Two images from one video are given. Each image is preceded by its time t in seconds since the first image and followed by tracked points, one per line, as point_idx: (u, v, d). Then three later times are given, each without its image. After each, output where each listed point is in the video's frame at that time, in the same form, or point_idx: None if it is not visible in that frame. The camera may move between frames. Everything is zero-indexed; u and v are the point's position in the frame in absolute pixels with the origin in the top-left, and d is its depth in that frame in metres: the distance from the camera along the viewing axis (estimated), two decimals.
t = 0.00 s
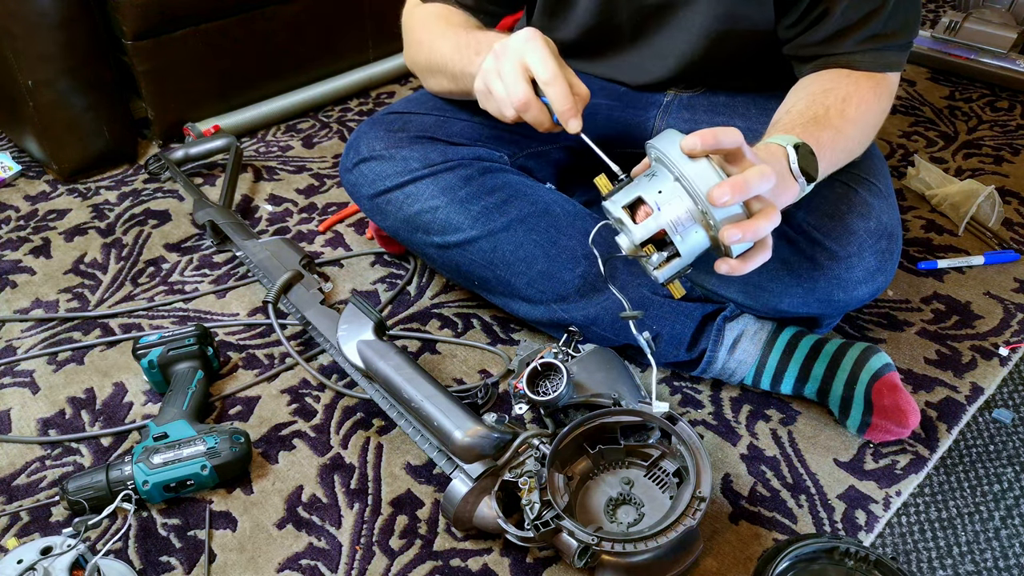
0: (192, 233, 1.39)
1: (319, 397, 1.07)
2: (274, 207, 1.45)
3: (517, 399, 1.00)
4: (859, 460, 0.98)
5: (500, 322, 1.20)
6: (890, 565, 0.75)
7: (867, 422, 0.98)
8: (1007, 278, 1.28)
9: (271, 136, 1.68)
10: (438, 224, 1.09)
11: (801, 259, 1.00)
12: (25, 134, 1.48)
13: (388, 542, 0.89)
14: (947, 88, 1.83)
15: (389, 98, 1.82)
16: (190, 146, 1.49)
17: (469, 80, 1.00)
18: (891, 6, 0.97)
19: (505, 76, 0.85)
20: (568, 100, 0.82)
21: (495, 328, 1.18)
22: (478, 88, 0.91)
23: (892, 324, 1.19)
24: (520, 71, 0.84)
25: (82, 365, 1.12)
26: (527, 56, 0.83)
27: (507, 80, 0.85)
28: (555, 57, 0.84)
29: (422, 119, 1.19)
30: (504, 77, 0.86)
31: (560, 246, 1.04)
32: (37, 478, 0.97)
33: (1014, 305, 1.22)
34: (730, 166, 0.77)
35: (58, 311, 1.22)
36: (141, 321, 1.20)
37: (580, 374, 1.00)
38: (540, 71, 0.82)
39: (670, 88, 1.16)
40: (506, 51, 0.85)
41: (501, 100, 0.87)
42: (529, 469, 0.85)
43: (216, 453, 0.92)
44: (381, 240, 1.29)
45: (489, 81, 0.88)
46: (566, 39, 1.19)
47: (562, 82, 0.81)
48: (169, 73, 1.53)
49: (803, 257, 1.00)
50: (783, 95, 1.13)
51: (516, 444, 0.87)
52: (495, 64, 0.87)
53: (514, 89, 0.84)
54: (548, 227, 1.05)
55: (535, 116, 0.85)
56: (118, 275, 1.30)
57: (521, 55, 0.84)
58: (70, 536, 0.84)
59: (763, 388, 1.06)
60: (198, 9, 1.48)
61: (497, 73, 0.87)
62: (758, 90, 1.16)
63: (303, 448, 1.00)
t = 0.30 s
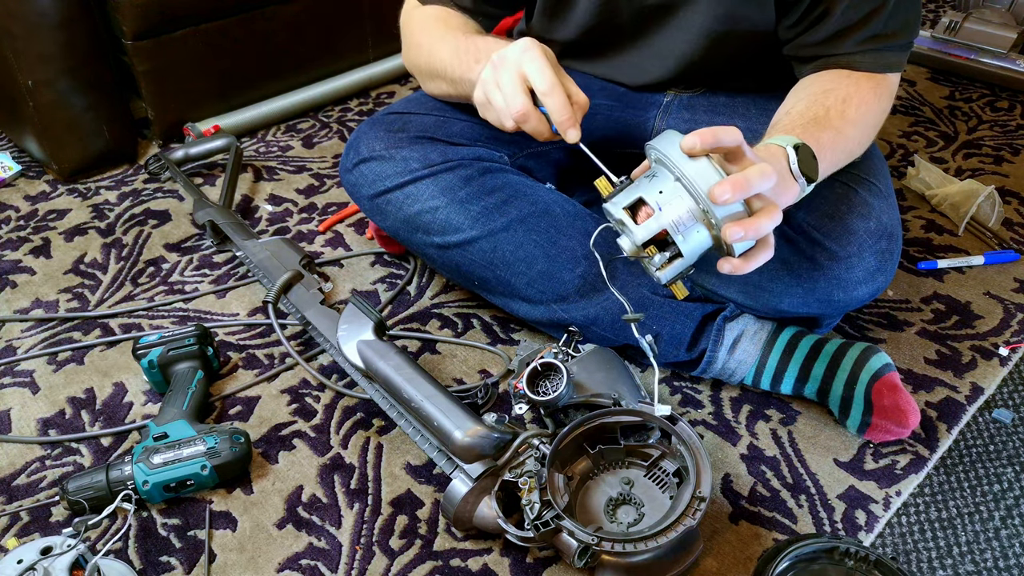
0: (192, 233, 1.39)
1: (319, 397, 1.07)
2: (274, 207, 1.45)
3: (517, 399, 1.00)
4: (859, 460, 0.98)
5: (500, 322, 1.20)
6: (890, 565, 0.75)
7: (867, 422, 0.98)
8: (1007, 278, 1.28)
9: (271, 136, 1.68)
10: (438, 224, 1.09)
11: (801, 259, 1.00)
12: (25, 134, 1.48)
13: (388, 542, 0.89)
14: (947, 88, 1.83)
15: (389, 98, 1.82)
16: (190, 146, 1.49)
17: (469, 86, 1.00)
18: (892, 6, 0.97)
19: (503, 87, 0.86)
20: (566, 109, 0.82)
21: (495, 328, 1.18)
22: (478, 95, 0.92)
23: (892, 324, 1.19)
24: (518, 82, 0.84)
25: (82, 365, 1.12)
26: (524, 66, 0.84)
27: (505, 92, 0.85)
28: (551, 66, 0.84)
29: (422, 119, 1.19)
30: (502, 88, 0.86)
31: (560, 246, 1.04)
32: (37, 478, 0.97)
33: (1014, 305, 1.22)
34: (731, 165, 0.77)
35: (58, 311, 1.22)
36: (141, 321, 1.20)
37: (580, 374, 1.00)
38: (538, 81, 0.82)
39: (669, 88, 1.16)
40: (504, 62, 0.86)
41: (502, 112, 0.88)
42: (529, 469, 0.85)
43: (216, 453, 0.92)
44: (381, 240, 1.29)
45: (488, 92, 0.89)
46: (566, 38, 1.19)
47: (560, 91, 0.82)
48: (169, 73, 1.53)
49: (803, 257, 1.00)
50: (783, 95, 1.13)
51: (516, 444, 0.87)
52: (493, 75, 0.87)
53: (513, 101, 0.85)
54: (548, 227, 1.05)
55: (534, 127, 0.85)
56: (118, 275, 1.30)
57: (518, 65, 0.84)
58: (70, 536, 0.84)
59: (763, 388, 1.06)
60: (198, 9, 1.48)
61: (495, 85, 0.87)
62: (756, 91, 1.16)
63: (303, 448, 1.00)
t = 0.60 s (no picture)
0: (192, 233, 1.39)
1: (319, 397, 1.07)
2: (274, 207, 1.45)
3: (517, 399, 1.00)
4: (859, 460, 0.98)
5: (500, 322, 1.20)
6: (890, 565, 0.75)
7: (867, 422, 0.98)
8: (1007, 278, 1.28)
9: (271, 136, 1.68)
10: (438, 224, 1.09)
11: (801, 259, 1.00)
12: (25, 134, 1.48)
13: (388, 542, 0.89)
14: (947, 88, 1.83)
15: (389, 98, 1.82)
16: (190, 146, 1.49)
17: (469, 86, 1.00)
18: (892, 6, 0.97)
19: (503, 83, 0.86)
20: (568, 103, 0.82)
21: (495, 328, 1.18)
22: (477, 95, 0.92)
23: (892, 324, 1.19)
24: (518, 77, 0.84)
25: (82, 365, 1.12)
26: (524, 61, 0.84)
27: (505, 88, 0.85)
28: (550, 61, 0.84)
29: (422, 119, 1.19)
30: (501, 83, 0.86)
31: (560, 246, 1.04)
32: (37, 478, 0.97)
33: (1014, 305, 1.23)
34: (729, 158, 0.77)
35: (58, 311, 1.22)
36: (141, 321, 1.20)
37: (580, 374, 1.00)
38: (537, 76, 0.82)
39: (669, 88, 1.16)
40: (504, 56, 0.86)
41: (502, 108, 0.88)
42: (529, 469, 0.85)
43: (216, 453, 0.92)
44: (381, 240, 1.29)
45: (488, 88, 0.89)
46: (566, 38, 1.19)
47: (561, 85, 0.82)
48: (169, 73, 1.53)
49: (802, 257, 1.01)
50: (783, 94, 1.13)
51: (516, 444, 0.87)
52: (492, 73, 0.88)
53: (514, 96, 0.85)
54: (547, 227, 1.05)
55: (534, 122, 0.85)
56: (118, 275, 1.30)
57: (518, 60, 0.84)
58: (70, 536, 0.84)
59: (763, 388, 1.06)
60: (198, 9, 1.48)
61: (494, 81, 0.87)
62: (756, 91, 1.16)
63: (303, 448, 1.00)
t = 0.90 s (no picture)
0: (192, 233, 1.39)
1: (319, 397, 1.07)
2: (274, 207, 1.45)
3: (517, 399, 1.00)
4: (859, 460, 0.98)
5: (500, 322, 1.20)
6: (890, 565, 0.75)
7: (867, 422, 0.98)
8: (1007, 278, 1.28)
9: (271, 136, 1.68)
10: (438, 224, 1.09)
11: (801, 259, 1.00)
12: (25, 134, 1.48)
13: (388, 542, 0.89)
14: (947, 88, 1.83)
15: (389, 98, 1.82)
16: (190, 146, 1.49)
17: (442, 81, 0.95)
18: (889, 6, 0.97)
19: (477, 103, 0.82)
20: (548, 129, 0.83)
21: (495, 328, 1.18)
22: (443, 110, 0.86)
23: (892, 324, 1.19)
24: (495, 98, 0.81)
25: (82, 365, 1.12)
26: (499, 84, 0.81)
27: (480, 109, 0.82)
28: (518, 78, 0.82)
29: (422, 119, 1.19)
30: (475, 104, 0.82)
31: (560, 246, 1.04)
32: (37, 478, 0.97)
33: (1014, 305, 1.23)
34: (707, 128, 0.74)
35: (58, 311, 1.22)
36: (141, 321, 1.20)
37: (580, 374, 1.00)
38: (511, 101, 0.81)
39: (669, 89, 1.16)
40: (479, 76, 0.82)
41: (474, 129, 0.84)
42: (529, 469, 0.85)
43: (216, 453, 0.92)
44: (381, 240, 1.29)
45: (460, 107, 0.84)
46: (566, 38, 1.19)
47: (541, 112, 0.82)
48: (169, 73, 1.53)
49: (803, 256, 1.00)
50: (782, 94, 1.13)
51: (516, 444, 0.87)
52: (461, 92, 0.83)
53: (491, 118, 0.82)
54: (548, 226, 1.05)
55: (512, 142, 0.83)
56: (118, 275, 1.30)
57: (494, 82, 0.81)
58: (70, 536, 0.84)
59: (763, 388, 1.06)
60: (198, 9, 1.48)
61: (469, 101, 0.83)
62: (756, 91, 1.16)
63: (303, 448, 1.00)
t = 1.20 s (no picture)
0: (192, 233, 1.39)
1: (319, 397, 1.07)
2: (274, 207, 1.45)
3: (517, 399, 1.00)
4: (859, 460, 0.98)
5: (500, 322, 1.20)
6: (890, 565, 0.75)
7: (867, 422, 0.98)
8: (1007, 278, 1.28)
9: (271, 136, 1.68)
10: (438, 224, 1.09)
11: (801, 259, 1.00)
12: (25, 134, 1.48)
13: (388, 542, 0.89)
14: (947, 88, 1.83)
15: (389, 97, 1.82)
16: (189, 146, 1.48)
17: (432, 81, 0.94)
18: (888, 5, 0.97)
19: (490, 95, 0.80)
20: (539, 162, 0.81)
21: (495, 328, 1.18)
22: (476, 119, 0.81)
23: (892, 324, 1.19)
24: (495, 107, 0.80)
25: (82, 365, 1.12)
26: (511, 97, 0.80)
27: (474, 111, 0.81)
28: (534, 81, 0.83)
29: (422, 119, 1.18)
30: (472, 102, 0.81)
31: (560, 246, 1.04)
32: (37, 478, 0.97)
33: (1014, 305, 1.23)
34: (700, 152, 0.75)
35: (58, 311, 1.22)
36: (141, 321, 1.20)
37: (580, 374, 1.00)
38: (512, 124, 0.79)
39: (669, 89, 1.16)
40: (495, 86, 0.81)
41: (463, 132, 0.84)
42: (529, 469, 0.85)
43: (216, 452, 0.92)
44: (381, 240, 1.29)
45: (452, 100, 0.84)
46: (566, 39, 1.19)
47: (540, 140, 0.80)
48: (169, 73, 1.53)
49: (803, 257, 1.00)
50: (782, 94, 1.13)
51: (516, 444, 0.87)
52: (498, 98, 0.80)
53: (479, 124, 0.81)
54: (548, 226, 1.05)
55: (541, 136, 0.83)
56: (118, 275, 1.30)
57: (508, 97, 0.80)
58: (70, 536, 0.84)
59: (763, 388, 1.06)
60: (198, 9, 1.48)
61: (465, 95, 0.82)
62: (755, 91, 1.16)
63: (303, 448, 1.00)
